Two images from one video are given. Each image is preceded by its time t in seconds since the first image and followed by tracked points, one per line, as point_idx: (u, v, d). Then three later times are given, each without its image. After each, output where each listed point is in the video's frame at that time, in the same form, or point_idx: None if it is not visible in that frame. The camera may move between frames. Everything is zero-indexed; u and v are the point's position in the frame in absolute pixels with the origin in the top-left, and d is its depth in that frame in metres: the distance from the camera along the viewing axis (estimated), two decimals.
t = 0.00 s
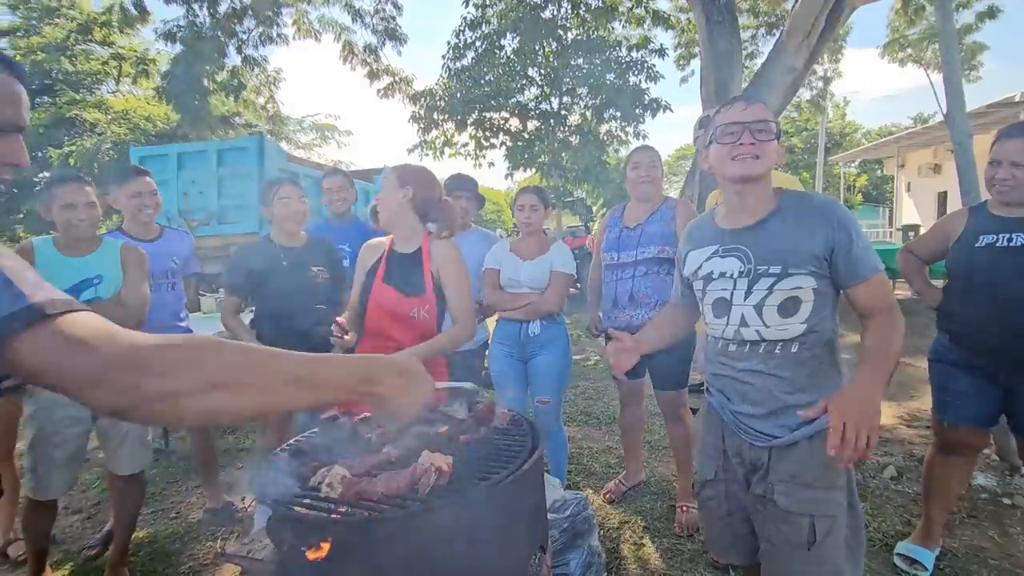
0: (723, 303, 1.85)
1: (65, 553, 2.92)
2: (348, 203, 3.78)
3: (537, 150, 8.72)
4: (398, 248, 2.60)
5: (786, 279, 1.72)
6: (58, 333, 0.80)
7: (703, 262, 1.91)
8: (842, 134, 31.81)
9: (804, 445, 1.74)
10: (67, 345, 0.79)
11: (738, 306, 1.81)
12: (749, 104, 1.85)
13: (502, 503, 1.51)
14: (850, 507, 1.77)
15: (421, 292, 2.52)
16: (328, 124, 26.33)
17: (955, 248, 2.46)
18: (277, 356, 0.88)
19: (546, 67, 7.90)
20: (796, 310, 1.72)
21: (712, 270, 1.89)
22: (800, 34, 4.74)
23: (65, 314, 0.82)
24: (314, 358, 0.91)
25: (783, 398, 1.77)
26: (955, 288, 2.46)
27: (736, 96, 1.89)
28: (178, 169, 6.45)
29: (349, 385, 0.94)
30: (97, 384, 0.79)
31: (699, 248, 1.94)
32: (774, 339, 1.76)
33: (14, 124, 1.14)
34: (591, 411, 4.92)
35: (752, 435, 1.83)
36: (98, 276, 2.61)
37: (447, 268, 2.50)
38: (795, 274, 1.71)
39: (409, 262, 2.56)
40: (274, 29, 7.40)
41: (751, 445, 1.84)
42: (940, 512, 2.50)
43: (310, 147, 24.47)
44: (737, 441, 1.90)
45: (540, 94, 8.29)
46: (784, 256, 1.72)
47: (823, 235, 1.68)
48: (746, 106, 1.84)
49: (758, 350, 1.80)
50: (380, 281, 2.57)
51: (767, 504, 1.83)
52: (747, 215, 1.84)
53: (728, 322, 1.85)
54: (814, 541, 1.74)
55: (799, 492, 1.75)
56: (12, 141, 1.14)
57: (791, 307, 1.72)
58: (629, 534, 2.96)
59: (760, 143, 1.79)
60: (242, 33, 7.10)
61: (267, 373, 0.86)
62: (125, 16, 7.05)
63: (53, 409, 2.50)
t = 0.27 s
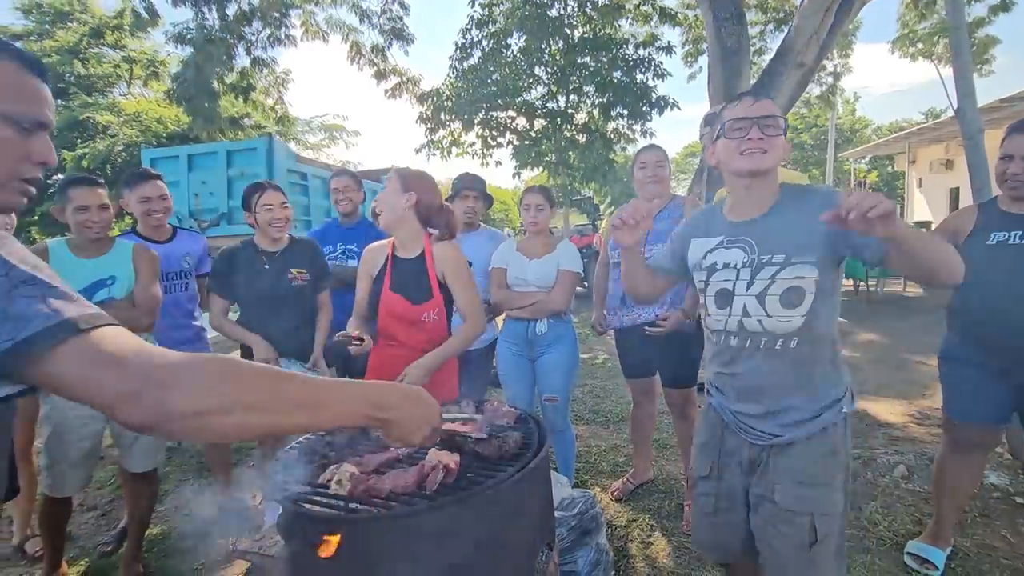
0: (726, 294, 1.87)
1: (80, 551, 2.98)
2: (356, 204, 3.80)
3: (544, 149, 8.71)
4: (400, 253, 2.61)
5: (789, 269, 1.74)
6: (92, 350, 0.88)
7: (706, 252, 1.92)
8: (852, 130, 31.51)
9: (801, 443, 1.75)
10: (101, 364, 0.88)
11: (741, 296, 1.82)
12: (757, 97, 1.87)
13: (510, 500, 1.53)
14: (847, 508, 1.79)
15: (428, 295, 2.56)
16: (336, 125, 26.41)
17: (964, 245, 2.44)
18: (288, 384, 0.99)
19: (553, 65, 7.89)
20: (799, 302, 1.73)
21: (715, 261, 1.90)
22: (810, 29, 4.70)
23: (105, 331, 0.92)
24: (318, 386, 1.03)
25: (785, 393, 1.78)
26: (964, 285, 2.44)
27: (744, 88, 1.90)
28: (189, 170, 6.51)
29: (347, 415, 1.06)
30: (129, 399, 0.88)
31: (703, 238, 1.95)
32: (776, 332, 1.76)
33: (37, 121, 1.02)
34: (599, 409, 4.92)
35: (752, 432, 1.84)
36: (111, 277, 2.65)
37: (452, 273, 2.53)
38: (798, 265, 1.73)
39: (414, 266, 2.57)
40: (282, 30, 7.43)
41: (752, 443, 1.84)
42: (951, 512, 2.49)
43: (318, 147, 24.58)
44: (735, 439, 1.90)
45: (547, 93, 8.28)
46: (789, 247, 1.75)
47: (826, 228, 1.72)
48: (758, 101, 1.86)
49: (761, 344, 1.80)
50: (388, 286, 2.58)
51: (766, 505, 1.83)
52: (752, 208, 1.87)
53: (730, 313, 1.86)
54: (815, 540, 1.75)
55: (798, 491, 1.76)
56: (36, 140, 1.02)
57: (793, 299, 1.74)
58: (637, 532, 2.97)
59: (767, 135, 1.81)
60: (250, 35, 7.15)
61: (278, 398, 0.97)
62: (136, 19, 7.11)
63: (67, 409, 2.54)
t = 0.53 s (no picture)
0: (735, 271, 1.87)
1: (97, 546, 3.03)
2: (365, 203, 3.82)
3: (552, 147, 8.70)
4: (410, 256, 2.63)
5: (800, 245, 1.74)
6: (53, 388, 0.79)
7: (716, 229, 1.93)
8: (863, 126, 31.19)
9: (818, 418, 1.74)
10: (68, 400, 0.79)
11: (750, 272, 1.82)
12: (758, 76, 1.86)
13: (518, 500, 1.54)
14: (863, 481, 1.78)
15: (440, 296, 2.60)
16: (345, 125, 26.52)
17: (975, 244, 2.42)
18: (277, 385, 0.92)
19: (561, 64, 7.89)
20: (810, 276, 1.73)
21: (724, 237, 1.91)
22: (819, 25, 4.66)
23: (70, 353, 0.80)
24: (311, 379, 0.97)
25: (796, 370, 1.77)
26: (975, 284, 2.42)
27: (745, 68, 1.89)
28: (199, 170, 6.57)
29: (345, 401, 1.01)
30: (107, 438, 0.79)
31: (712, 215, 1.97)
32: (786, 307, 1.77)
33: (58, 125, 1.01)
34: (607, 408, 4.93)
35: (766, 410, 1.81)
36: (125, 277, 2.69)
37: (465, 276, 2.59)
38: (809, 240, 1.73)
39: (427, 267, 2.60)
40: (291, 31, 7.48)
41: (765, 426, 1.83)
42: (963, 512, 2.47)
43: (327, 147, 24.72)
44: (748, 418, 1.88)
45: (554, 91, 8.27)
46: (800, 222, 1.75)
47: (836, 204, 1.73)
48: (764, 80, 1.85)
49: (771, 319, 1.80)
50: (399, 291, 2.60)
51: (781, 483, 1.81)
52: (758, 185, 1.87)
53: (739, 291, 1.86)
54: (832, 517, 1.74)
55: (812, 468, 1.75)
56: (58, 144, 1.01)
57: (804, 274, 1.74)
58: (645, 531, 2.98)
59: (772, 115, 1.80)
60: (260, 36, 7.20)
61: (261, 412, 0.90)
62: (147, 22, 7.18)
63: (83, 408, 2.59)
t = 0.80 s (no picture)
0: (735, 255, 1.88)
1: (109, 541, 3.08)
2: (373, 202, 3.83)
3: (559, 146, 8.69)
4: (423, 250, 2.64)
5: (798, 227, 1.74)
6: (95, 348, 0.84)
7: (717, 216, 1.94)
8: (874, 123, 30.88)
9: (825, 405, 1.73)
10: (109, 361, 0.85)
11: (751, 256, 1.83)
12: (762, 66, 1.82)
13: (524, 498, 1.55)
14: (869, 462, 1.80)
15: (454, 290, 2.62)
16: (353, 124, 26.59)
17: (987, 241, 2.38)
18: (303, 367, 1.01)
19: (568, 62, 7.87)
20: (808, 258, 1.73)
21: (725, 224, 1.91)
22: (829, 21, 4.62)
23: (111, 324, 0.87)
24: (333, 366, 1.06)
25: (796, 350, 1.75)
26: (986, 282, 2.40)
27: (751, 58, 1.85)
28: (209, 170, 6.61)
29: (360, 390, 1.11)
30: (143, 398, 0.86)
31: (713, 204, 1.97)
32: (786, 290, 1.76)
33: (62, 125, 1.01)
34: (614, 407, 4.92)
35: (770, 400, 1.80)
36: (137, 276, 2.72)
37: (477, 274, 2.65)
38: (806, 222, 1.73)
39: (438, 263, 2.62)
40: (299, 31, 7.50)
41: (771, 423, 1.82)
42: (974, 512, 2.46)
43: (335, 146, 24.82)
44: (752, 404, 1.87)
45: (561, 89, 8.24)
46: (799, 205, 1.75)
47: (836, 184, 1.71)
48: (770, 72, 1.81)
49: (770, 303, 1.79)
50: (412, 287, 2.61)
51: (792, 468, 1.81)
52: (760, 174, 1.86)
53: (740, 275, 1.86)
54: (843, 495, 1.74)
55: (822, 452, 1.74)
56: (63, 143, 1.02)
57: (803, 256, 1.74)
58: (652, 530, 2.98)
59: (771, 112, 1.79)
60: (268, 36, 7.24)
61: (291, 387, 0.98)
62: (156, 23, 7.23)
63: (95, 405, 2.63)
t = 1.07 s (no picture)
0: (739, 315, 1.84)
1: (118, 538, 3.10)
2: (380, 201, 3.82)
3: (566, 144, 8.67)
4: (438, 244, 2.61)
5: (802, 295, 1.71)
6: None
7: (720, 275, 1.89)
8: (883, 120, 30.61)
9: (828, 456, 1.71)
10: None
11: (754, 319, 1.79)
12: (762, 114, 1.79)
13: (530, 498, 1.54)
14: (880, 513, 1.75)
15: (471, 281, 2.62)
16: (359, 123, 26.66)
17: (999, 239, 2.34)
18: (221, 389, 0.88)
19: (574, 59, 7.84)
20: (812, 325, 1.70)
21: (728, 283, 1.87)
22: (838, 17, 4.57)
23: None
24: (259, 384, 0.92)
25: (800, 406, 1.75)
26: (997, 280, 2.36)
27: (752, 105, 1.81)
28: (216, 169, 6.64)
29: (297, 405, 0.96)
30: (26, 437, 0.77)
31: (715, 259, 1.92)
32: (790, 354, 1.74)
33: (28, 114, 1.01)
34: (621, 406, 4.91)
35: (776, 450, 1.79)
36: (146, 275, 2.74)
37: (493, 266, 2.62)
38: (810, 290, 1.70)
39: (454, 257, 2.60)
40: (306, 30, 7.52)
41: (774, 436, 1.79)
42: (986, 514, 2.42)
43: (342, 145, 24.89)
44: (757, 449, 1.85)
45: (567, 87, 8.22)
46: (801, 270, 1.71)
47: (838, 243, 1.68)
48: (773, 119, 1.78)
49: (775, 364, 1.78)
50: (428, 278, 2.60)
51: (795, 515, 1.78)
52: (761, 226, 1.82)
53: (744, 335, 1.83)
54: (846, 546, 1.70)
55: (826, 499, 1.71)
56: (30, 132, 1.02)
57: (807, 322, 1.71)
58: (659, 529, 2.96)
59: (769, 161, 1.74)
60: (275, 36, 7.26)
61: (216, 401, 0.88)
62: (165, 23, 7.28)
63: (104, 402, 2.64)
